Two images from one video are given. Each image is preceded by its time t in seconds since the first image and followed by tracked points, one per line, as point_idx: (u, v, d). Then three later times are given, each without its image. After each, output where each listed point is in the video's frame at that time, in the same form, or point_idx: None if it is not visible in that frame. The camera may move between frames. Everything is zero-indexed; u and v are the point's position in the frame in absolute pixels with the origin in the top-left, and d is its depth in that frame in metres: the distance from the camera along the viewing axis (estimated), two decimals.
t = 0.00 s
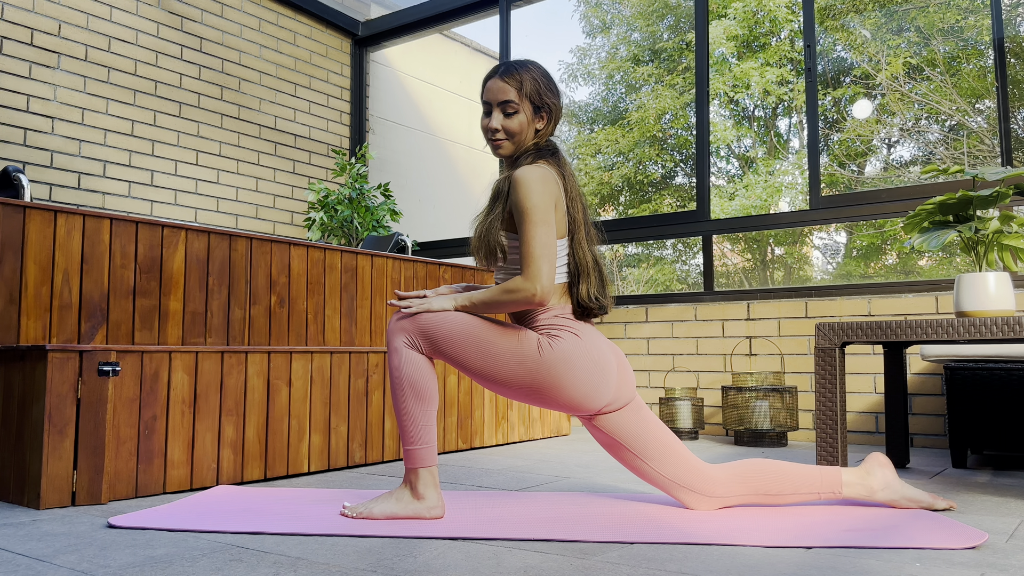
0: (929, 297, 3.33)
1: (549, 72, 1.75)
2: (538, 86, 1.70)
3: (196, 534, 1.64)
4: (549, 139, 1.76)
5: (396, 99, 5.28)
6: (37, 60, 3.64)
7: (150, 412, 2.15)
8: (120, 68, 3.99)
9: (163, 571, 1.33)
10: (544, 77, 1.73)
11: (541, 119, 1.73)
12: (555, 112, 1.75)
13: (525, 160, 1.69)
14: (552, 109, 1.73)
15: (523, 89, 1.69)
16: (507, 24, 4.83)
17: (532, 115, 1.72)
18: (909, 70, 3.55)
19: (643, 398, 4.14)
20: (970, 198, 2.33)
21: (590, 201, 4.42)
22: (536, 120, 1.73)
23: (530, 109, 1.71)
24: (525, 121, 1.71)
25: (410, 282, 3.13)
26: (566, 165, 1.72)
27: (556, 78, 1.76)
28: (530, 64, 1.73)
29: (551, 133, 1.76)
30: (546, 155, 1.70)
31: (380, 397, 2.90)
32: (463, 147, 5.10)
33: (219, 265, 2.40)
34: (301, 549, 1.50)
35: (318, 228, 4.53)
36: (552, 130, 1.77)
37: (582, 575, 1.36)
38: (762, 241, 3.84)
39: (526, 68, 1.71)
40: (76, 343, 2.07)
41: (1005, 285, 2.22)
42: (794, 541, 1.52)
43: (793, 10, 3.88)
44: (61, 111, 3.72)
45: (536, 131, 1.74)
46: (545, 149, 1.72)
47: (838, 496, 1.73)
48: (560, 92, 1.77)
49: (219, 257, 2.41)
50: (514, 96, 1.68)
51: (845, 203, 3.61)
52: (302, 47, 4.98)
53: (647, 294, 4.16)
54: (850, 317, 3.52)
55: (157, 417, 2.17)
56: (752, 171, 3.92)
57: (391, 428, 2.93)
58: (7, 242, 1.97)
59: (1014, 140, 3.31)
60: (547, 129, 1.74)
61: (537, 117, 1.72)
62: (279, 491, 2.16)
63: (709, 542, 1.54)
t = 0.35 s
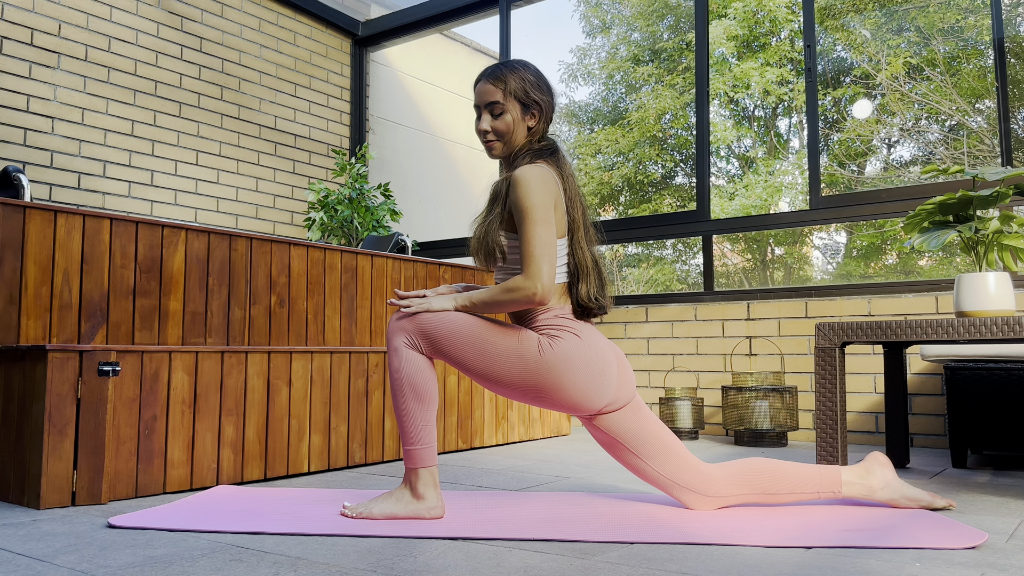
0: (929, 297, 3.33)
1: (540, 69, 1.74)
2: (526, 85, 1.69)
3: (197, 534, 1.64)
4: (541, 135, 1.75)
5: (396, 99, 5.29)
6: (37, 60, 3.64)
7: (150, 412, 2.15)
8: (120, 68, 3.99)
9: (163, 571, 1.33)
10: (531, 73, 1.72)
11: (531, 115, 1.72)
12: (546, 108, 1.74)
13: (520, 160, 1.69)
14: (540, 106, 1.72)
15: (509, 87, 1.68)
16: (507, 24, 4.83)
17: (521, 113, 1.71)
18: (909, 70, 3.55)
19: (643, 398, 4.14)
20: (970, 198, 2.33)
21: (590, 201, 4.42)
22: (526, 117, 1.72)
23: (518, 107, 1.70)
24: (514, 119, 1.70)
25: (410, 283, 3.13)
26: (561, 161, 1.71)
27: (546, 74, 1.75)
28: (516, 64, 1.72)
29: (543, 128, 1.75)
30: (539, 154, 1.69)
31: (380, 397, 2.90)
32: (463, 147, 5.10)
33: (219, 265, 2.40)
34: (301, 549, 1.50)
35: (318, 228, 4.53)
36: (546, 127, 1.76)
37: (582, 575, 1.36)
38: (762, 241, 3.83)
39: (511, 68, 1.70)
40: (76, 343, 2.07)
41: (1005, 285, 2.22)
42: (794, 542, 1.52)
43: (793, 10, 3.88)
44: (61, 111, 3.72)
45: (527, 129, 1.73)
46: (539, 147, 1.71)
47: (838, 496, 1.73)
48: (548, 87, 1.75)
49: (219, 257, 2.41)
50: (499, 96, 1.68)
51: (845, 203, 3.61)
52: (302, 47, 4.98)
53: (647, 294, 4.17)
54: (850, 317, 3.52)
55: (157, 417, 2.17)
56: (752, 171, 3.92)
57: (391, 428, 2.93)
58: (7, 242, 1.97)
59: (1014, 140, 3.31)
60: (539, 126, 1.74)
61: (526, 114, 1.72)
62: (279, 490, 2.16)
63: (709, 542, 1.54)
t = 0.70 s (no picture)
0: (929, 297, 3.33)
1: (516, 68, 1.73)
2: (500, 88, 1.69)
3: (196, 534, 1.64)
4: (526, 135, 1.74)
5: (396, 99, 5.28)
6: (37, 60, 3.64)
7: (150, 412, 2.15)
8: (120, 68, 3.99)
9: (163, 571, 1.33)
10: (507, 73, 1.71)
11: (512, 113, 1.70)
12: (527, 104, 1.72)
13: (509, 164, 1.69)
14: (520, 106, 1.70)
15: (481, 93, 1.68)
16: (507, 25, 4.83)
17: (500, 114, 1.70)
18: (909, 70, 3.55)
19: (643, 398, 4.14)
20: (970, 198, 2.33)
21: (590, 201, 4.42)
22: (506, 117, 1.70)
23: (495, 109, 1.69)
24: (494, 122, 1.70)
25: (410, 282, 3.13)
26: (548, 160, 1.70)
27: (524, 71, 1.73)
28: (491, 68, 1.72)
29: (528, 127, 1.73)
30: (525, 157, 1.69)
31: (380, 396, 2.90)
32: (462, 148, 5.10)
33: (219, 264, 2.40)
34: (302, 549, 1.50)
35: (318, 228, 4.53)
36: (532, 123, 1.74)
37: (582, 575, 1.36)
38: (762, 241, 3.83)
39: (484, 74, 1.70)
40: (76, 343, 2.07)
41: (1005, 285, 2.22)
42: (794, 542, 1.52)
43: (793, 10, 3.88)
44: (61, 111, 3.72)
45: (510, 129, 1.72)
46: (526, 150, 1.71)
47: (838, 496, 1.73)
48: (530, 85, 1.74)
49: (219, 257, 2.41)
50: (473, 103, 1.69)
51: (845, 203, 3.61)
52: (302, 47, 4.98)
53: (647, 294, 4.17)
54: (850, 317, 3.52)
55: (157, 417, 2.17)
56: (752, 171, 3.92)
57: (391, 428, 2.93)
58: (7, 242, 1.97)
59: (1014, 140, 3.31)
60: (521, 124, 1.72)
61: (506, 113, 1.70)
62: (279, 490, 2.16)
63: (709, 542, 1.54)
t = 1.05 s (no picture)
0: (929, 297, 3.33)
1: (477, 76, 1.74)
2: (460, 98, 1.70)
3: (196, 534, 1.64)
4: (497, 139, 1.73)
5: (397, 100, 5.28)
6: (37, 60, 3.64)
7: (150, 412, 2.15)
8: (120, 68, 3.99)
9: (163, 571, 1.33)
10: (466, 83, 1.72)
11: (476, 120, 1.71)
12: (491, 108, 1.72)
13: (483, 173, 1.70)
14: (483, 112, 1.71)
15: (442, 107, 1.71)
16: (507, 25, 4.83)
17: (465, 124, 1.71)
18: (909, 70, 3.55)
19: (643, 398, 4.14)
20: (970, 198, 2.33)
21: (590, 201, 4.43)
22: (470, 126, 1.71)
23: (459, 121, 1.71)
24: (460, 133, 1.72)
25: (410, 282, 3.13)
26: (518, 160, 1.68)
27: (486, 78, 1.74)
28: (452, 80, 1.74)
29: (497, 131, 1.73)
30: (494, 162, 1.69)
31: (380, 397, 2.90)
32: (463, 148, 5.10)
33: (219, 264, 2.40)
34: (301, 549, 1.50)
35: (318, 228, 4.53)
36: (501, 124, 1.74)
37: (582, 575, 1.36)
38: (762, 242, 3.83)
39: (446, 87, 1.72)
40: (76, 343, 2.07)
41: (1005, 285, 2.22)
42: (794, 542, 1.52)
43: (793, 10, 3.88)
44: (61, 111, 3.72)
45: (478, 137, 1.73)
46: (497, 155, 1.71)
47: (839, 496, 1.73)
48: (493, 89, 1.74)
49: (219, 257, 2.41)
50: (437, 119, 1.71)
51: (845, 203, 3.61)
52: (302, 47, 4.98)
53: (647, 294, 4.17)
54: (850, 317, 3.52)
55: (157, 417, 2.17)
56: (752, 171, 3.92)
57: (391, 428, 2.93)
58: (7, 242, 1.97)
59: (1014, 140, 3.31)
60: (487, 129, 1.72)
61: (471, 121, 1.71)
62: (279, 491, 2.16)
63: (709, 542, 1.55)
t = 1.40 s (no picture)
0: (929, 297, 3.33)
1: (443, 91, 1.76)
2: (425, 115, 1.72)
3: (196, 534, 1.64)
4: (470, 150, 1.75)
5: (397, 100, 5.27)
6: (37, 60, 3.64)
7: (150, 412, 2.15)
8: (120, 68, 3.99)
9: (163, 571, 1.33)
10: (431, 99, 1.74)
11: (444, 134, 1.73)
12: (457, 119, 1.73)
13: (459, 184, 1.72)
14: (449, 125, 1.72)
15: (409, 126, 1.74)
16: (507, 25, 4.83)
17: (433, 139, 1.73)
18: (909, 70, 3.55)
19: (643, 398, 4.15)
20: (970, 198, 2.33)
21: (590, 201, 4.43)
22: (439, 140, 1.73)
23: (428, 136, 1.74)
24: (431, 149, 1.74)
25: (410, 283, 3.13)
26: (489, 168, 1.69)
27: (451, 92, 1.76)
28: (419, 99, 1.76)
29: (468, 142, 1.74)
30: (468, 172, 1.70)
31: (380, 397, 2.90)
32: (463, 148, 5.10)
33: (218, 264, 2.40)
34: (301, 549, 1.50)
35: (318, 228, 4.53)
36: (471, 133, 1.75)
37: (582, 575, 1.36)
38: (762, 242, 3.83)
39: (413, 106, 1.75)
40: (76, 343, 2.07)
41: (1005, 285, 2.22)
42: (794, 542, 1.52)
43: (793, 10, 3.88)
44: (61, 111, 3.72)
45: (448, 150, 1.74)
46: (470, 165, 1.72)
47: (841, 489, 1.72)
48: (459, 102, 1.75)
49: (219, 257, 2.41)
50: (408, 139, 1.75)
51: (845, 203, 3.61)
52: (302, 47, 4.98)
53: (647, 294, 4.17)
54: (850, 317, 3.52)
55: (157, 417, 2.17)
56: (752, 171, 3.92)
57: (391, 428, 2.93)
58: (7, 242, 1.97)
59: (1014, 140, 3.31)
60: (456, 140, 1.73)
61: (439, 136, 1.73)
62: (279, 491, 2.16)
63: (709, 542, 1.55)
